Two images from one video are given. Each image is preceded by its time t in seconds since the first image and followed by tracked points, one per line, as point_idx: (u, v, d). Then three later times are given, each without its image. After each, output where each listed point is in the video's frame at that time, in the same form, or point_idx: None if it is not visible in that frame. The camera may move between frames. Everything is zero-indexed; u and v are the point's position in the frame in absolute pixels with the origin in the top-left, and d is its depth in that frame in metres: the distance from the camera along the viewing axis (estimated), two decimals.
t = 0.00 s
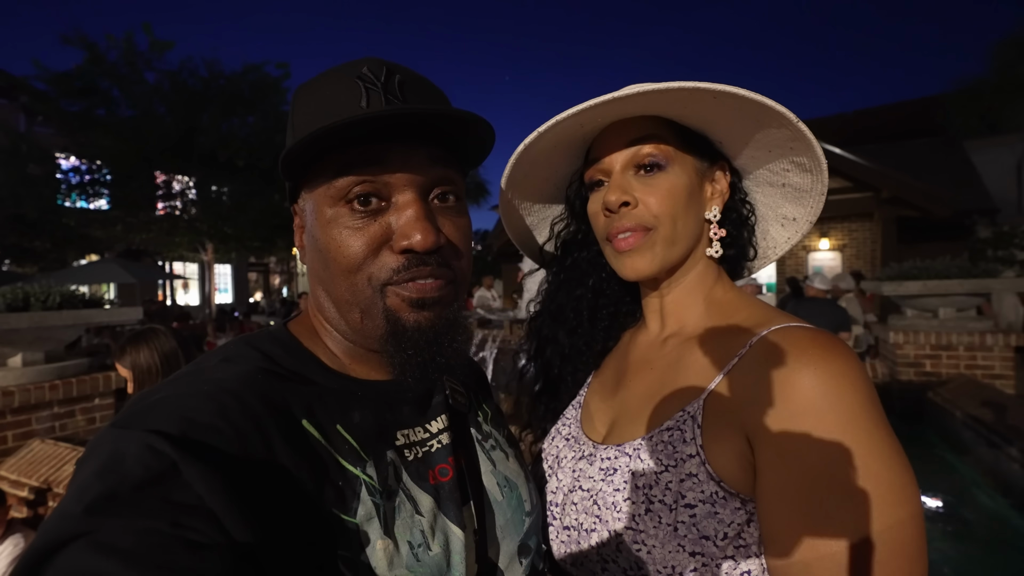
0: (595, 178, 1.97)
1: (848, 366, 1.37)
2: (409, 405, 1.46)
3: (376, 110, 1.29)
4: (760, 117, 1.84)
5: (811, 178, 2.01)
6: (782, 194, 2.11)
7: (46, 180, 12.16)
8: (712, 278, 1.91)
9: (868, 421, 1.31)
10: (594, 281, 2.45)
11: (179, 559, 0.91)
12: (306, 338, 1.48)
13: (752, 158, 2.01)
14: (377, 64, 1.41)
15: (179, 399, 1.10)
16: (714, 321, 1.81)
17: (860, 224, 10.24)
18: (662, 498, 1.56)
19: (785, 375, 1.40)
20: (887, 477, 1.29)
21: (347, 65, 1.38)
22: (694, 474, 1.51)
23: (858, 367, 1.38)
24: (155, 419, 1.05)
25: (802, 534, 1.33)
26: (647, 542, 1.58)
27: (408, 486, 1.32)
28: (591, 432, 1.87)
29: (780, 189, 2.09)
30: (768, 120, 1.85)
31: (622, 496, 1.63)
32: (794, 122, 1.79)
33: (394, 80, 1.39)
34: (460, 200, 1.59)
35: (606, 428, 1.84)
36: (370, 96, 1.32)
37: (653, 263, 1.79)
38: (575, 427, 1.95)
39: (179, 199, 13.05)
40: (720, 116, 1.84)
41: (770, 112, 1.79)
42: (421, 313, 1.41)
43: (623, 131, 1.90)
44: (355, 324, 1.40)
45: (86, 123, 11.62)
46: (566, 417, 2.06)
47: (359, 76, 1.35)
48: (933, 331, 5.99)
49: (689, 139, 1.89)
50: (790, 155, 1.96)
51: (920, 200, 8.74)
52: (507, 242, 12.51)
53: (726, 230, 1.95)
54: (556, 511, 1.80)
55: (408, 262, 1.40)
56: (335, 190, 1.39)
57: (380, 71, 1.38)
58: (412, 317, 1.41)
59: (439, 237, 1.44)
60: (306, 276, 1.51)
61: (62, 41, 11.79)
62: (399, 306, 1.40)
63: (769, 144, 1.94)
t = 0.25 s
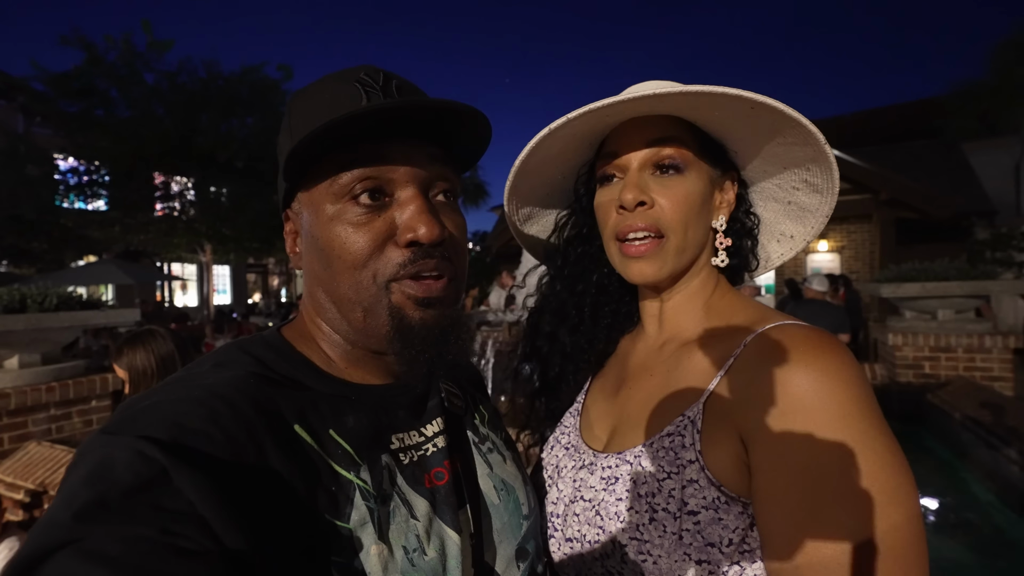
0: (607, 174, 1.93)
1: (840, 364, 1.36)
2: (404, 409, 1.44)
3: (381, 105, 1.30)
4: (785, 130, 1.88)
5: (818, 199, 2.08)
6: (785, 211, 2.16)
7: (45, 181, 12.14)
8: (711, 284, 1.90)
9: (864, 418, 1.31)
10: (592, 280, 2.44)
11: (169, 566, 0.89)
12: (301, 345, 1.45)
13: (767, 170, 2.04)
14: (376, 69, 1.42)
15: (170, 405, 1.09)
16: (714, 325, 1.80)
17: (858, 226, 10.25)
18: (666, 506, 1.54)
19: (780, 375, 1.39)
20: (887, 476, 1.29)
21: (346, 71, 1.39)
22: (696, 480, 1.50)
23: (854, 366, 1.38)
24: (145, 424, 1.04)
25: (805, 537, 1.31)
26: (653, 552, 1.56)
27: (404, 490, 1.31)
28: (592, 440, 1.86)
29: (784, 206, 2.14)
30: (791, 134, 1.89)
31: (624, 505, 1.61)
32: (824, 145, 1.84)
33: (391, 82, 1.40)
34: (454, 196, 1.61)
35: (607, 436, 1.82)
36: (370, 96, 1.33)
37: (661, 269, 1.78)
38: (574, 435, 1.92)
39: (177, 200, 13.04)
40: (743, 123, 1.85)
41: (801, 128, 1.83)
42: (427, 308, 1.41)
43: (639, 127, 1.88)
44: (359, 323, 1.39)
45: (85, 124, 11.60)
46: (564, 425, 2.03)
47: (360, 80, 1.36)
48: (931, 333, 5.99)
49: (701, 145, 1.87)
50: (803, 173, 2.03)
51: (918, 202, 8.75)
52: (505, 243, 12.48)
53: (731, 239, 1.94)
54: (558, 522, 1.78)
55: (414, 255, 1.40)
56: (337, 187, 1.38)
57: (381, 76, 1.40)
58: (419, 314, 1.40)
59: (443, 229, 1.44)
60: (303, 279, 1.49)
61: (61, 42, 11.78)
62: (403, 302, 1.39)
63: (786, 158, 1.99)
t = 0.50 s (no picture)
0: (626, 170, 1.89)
1: (866, 366, 1.35)
2: (393, 410, 1.42)
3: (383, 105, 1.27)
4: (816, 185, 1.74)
5: (844, 246, 1.97)
6: (814, 246, 2.05)
7: (53, 181, 12.22)
8: (717, 282, 1.85)
9: (891, 423, 1.30)
10: (608, 266, 2.38)
11: None
12: (297, 357, 1.39)
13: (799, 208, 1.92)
14: (366, 65, 1.39)
15: (147, 410, 1.07)
16: (723, 322, 1.77)
17: (866, 227, 10.17)
18: (682, 504, 1.52)
19: (804, 378, 1.38)
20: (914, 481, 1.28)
21: (336, 66, 1.35)
22: (716, 478, 1.48)
23: (876, 367, 1.37)
24: (121, 431, 1.01)
25: (817, 534, 1.34)
26: (669, 551, 1.53)
27: (392, 493, 1.29)
28: (597, 438, 1.81)
29: (816, 241, 2.02)
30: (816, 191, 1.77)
31: (640, 504, 1.57)
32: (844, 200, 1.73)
33: (386, 79, 1.39)
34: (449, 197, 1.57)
35: (611, 435, 1.78)
36: (371, 94, 1.30)
37: (649, 276, 1.78)
38: (578, 434, 1.88)
39: (184, 199, 13.09)
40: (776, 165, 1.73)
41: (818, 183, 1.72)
42: (441, 307, 1.40)
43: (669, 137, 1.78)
44: (370, 325, 1.36)
45: (93, 124, 11.67)
46: (566, 423, 1.98)
47: (355, 77, 1.33)
48: (940, 336, 5.92)
49: (732, 161, 1.74)
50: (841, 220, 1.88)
51: (927, 203, 8.67)
52: (511, 244, 12.46)
53: (750, 258, 1.89)
54: (566, 523, 1.75)
55: (428, 251, 1.39)
56: (340, 186, 1.33)
57: (376, 74, 1.38)
58: (433, 312, 1.38)
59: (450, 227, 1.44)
60: (296, 282, 1.41)
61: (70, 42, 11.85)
62: (420, 302, 1.37)
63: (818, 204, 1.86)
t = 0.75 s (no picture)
0: (629, 175, 1.89)
1: (868, 368, 1.35)
2: (394, 413, 1.43)
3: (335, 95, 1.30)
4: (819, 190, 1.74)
5: (845, 247, 1.98)
6: (817, 248, 2.06)
7: (57, 180, 12.25)
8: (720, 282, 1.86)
9: (888, 423, 1.30)
10: (610, 267, 2.37)
11: None
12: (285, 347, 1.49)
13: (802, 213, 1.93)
14: (351, 63, 1.40)
15: (149, 409, 1.07)
16: (724, 322, 1.77)
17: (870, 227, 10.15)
18: (682, 499, 1.52)
19: (804, 377, 1.38)
20: (909, 482, 1.27)
21: (321, 68, 1.39)
22: (717, 475, 1.48)
23: (878, 371, 1.36)
24: (123, 430, 1.02)
25: (819, 534, 1.33)
26: (670, 546, 1.53)
27: (393, 497, 1.31)
28: (598, 436, 1.81)
29: (819, 243, 2.03)
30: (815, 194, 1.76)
31: (640, 499, 1.58)
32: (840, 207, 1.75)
33: (364, 77, 1.38)
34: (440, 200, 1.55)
35: (613, 433, 1.78)
36: (328, 94, 1.32)
37: (655, 280, 1.78)
38: (579, 432, 1.88)
39: (187, 198, 13.12)
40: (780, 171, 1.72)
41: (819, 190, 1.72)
42: (394, 315, 1.37)
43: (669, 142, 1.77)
44: (325, 330, 1.37)
45: (96, 123, 11.69)
46: (568, 421, 1.99)
47: (330, 76, 1.35)
48: (943, 336, 5.90)
49: (734, 166, 1.74)
50: (840, 223, 1.89)
51: (930, 202, 8.64)
52: (513, 243, 12.45)
53: (750, 261, 1.86)
54: (568, 519, 1.75)
55: (380, 258, 1.35)
56: (305, 189, 1.38)
57: (353, 71, 1.38)
58: (384, 321, 1.36)
59: (410, 231, 1.39)
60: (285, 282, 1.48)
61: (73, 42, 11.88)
62: (370, 309, 1.36)
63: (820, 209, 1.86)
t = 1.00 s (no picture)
0: (634, 177, 1.90)
1: (877, 364, 1.35)
2: (403, 409, 1.45)
3: (345, 90, 1.31)
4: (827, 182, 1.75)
5: (852, 238, 1.99)
6: (822, 240, 2.09)
7: (65, 181, 12.33)
8: (728, 276, 1.86)
9: (894, 416, 1.30)
10: (615, 267, 2.37)
11: (156, 566, 0.89)
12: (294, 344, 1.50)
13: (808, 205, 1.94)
14: (358, 58, 1.41)
15: (163, 401, 1.10)
16: (731, 317, 1.78)
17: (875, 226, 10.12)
18: (690, 489, 1.52)
19: (812, 373, 1.38)
20: (914, 477, 1.28)
21: (329, 63, 1.40)
22: (725, 466, 1.48)
23: (887, 368, 1.36)
24: (136, 421, 1.04)
25: (820, 533, 1.35)
26: (677, 535, 1.54)
27: (400, 493, 1.32)
28: (605, 428, 1.82)
29: (824, 234, 2.06)
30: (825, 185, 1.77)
31: (648, 488, 1.58)
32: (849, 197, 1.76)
33: (371, 71, 1.39)
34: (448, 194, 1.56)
35: (620, 425, 1.78)
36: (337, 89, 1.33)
37: (665, 278, 1.78)
38: (586, 423, 1.89)
39: (193, 198, 13.20)
40: (787, 164, 1.73)
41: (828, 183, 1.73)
42: (405, 311, 1.39)
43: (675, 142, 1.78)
44: (337, 325, 1.39)
45: (103, 124, 11.77)
46: (574, 414, 2.00)
47: (338, 72, 1.36)
48: (949, 335, 5.88)
49: (739, 162, 1.75)
50: (845, 215, 1.90)
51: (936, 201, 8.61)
52: (517, 243, 12.47)
53: (757, 255, 1.87)
54: (576, 508, 1.76)
55: (391, 255, 1.37)
56: (316, 185, 1.40)
57: (360, 67, 1.38)
58: (397, 315, 1.38)
59: (420, 228, 1.41)
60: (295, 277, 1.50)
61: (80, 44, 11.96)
62: (382, 304, 1.37)
63: (826, 201, 1.87)
